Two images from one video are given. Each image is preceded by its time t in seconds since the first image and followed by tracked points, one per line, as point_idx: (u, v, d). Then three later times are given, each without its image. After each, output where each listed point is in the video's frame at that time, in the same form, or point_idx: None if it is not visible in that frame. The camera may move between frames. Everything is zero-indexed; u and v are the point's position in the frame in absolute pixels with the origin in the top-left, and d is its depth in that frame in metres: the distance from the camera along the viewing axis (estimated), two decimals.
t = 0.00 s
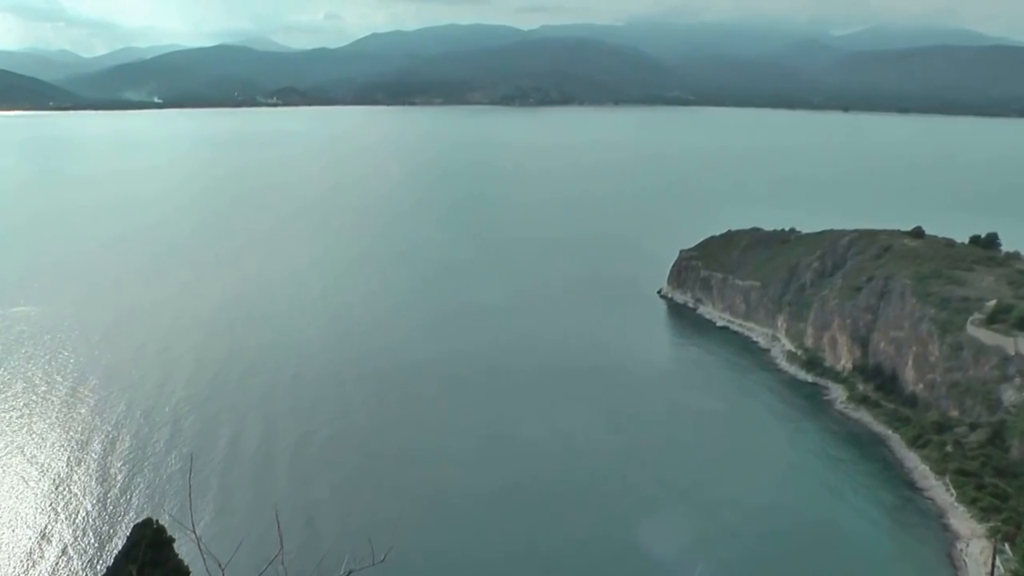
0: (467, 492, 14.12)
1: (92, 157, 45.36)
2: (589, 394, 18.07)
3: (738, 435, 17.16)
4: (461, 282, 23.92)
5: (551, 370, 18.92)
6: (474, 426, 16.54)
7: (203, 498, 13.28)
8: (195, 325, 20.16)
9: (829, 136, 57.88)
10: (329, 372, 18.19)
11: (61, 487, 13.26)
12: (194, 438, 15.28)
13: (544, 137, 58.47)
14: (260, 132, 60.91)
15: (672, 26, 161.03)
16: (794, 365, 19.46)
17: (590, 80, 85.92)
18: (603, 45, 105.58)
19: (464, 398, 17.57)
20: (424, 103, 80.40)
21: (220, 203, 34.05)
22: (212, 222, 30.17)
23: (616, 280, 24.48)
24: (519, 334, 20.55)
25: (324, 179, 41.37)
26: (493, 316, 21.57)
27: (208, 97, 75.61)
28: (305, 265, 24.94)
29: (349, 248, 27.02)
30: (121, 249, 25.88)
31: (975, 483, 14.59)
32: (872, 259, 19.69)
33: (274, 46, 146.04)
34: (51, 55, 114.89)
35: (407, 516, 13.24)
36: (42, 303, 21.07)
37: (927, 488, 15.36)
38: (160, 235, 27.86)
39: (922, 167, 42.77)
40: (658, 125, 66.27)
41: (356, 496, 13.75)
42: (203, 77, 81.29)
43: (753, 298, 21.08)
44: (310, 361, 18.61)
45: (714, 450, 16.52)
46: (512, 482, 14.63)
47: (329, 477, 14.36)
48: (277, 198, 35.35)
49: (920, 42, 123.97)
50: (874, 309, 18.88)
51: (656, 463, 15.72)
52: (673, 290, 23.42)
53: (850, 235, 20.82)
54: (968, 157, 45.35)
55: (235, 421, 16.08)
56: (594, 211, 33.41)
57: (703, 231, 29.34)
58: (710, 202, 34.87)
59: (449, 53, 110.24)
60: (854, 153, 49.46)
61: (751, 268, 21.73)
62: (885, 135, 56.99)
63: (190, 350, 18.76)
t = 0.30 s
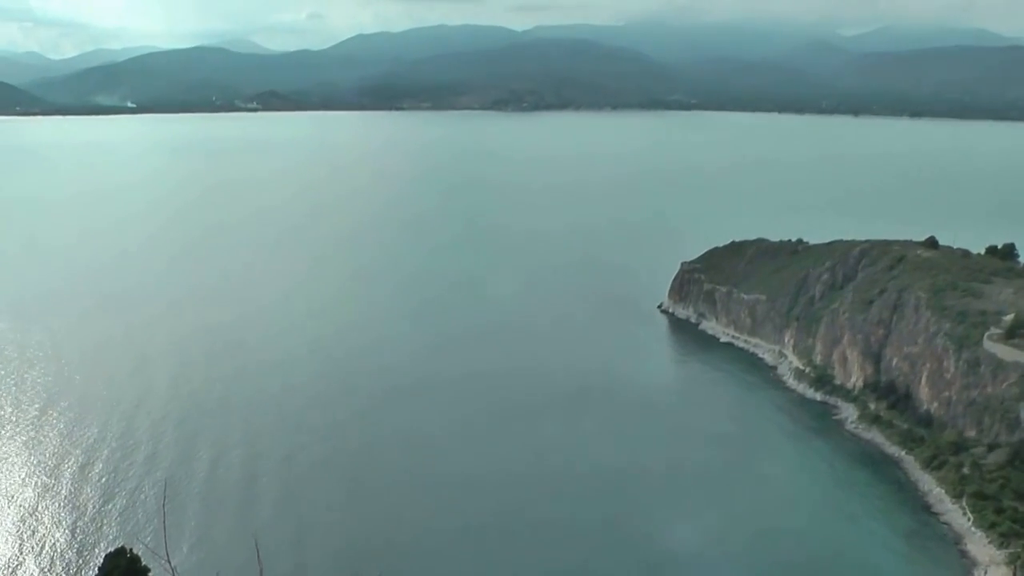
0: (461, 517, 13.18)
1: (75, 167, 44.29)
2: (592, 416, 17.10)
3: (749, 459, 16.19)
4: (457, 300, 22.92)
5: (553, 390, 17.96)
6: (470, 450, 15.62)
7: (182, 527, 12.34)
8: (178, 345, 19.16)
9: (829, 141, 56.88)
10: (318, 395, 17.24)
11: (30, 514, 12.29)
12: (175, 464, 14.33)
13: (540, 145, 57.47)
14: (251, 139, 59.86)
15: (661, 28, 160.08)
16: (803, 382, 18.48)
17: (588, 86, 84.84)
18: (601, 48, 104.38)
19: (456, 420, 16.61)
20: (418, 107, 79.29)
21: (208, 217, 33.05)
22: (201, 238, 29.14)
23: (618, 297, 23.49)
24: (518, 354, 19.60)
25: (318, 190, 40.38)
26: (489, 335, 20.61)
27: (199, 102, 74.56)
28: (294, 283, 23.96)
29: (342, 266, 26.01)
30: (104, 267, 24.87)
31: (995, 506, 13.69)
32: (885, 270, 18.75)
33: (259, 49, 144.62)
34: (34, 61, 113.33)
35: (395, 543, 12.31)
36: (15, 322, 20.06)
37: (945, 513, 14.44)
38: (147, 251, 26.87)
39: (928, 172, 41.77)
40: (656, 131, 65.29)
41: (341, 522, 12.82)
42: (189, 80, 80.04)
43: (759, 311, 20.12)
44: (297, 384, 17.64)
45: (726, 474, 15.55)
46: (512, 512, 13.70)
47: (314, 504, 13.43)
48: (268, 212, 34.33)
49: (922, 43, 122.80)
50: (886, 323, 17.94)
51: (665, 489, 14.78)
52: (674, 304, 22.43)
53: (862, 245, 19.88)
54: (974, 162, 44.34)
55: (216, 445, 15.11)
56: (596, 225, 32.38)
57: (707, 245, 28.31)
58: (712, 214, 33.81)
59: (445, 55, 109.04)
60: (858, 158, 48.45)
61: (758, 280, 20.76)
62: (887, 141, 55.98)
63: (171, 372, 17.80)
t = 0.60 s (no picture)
0: (448, 558, 12.30)
1: (37, 174, 43.08)
2: (587, 436, 16.21)
3: (752, 481, 15.34)
4: (443, 316, 21.94)
5: (544, 410, 17.06)
6: (457, 473, 14.69)
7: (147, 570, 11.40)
8: (148, 364, 18.18)
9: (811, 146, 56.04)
10: (295, 416, 16.26)
11: None
12: (142, 489, 13.38)
13: (518, 153, 56.48)
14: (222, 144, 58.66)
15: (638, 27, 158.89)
16: (802, 402, 17.65)
17: (568, 89, 83.66)
18: (579, 49, 103.21)
19: (440, 441, 15.69)
20: (395, 112, 77.98)
21: (182, 228, 31.94)
22: (177, 250, 28.07)
23: (610, 312, 22.55)
24: (506, 371, 18.69)
25: (293, 198, 39.31)
26: (476, 352, 19.68)
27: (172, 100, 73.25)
28: (271, 298, 22.96)
29: (323, 280, 24.97)
30: (73, 281, 23.84)
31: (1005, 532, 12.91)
32: (888, 283, 17.95)
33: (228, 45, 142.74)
34: None
35: None
36: None
37: (953, 541, 13.65)
38: (119, 264, 25.82)
39: (917, 179, 40.91)
40: (634, 137, 64.34)
41: (316, 563, 11.92)
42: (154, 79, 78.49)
43: (757, 327, 19.27)
44: (274, 404, 16.66)
45: (729, 497, 14.69)
46: (501, 543, 12.81)
47: (287, 536, 12.49)
48: (244, 223, 33.24)
49: (910, 44, 121.57)
50: (889, 339, 17.12)
51: (666, 514, 13.91)
52: (667, 318, 21.56)
53: (863, 257, 19.06)
54: (963, 169, 43.46)
55: (185, 469, 14.15)
56: (581, 237, 31.44)
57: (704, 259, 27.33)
58: (704, 225, 32.87)
59: (425, 55, 107.54)
60: (842, 165, 47.57)
61: (755, 295, 19.91)
62: (869, 146, 55.16)
63: (139, 392, 16.83)
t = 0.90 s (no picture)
0: None
1: None
2: (572, 461, 15.31)
3: (747, 506, 14.49)
4: (415, 336, 20.98)
5: (524, 435, 16.15)
6: (434, 499, 13.79)
7: None
8: (104, 388, 17.18)
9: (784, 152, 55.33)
10: (260, 441, 15.31)
11: None
12: (97, 520, 12.43)
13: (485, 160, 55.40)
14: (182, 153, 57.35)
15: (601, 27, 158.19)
16: (792, 421, 16.85)
17: (536, 94, 82.47)
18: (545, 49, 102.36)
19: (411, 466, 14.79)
20: (360, 118, 76.58)
21: (142, 242, 30.78)
22: (138, 266, 26.90)
23: (587, 328, 21.70)
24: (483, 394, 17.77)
25: (255, 210, 38.14)
26: (451, 373, 18.74)
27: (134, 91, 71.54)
28: (235, 317, 21.94)
29: (290, 297, 23.93)
30: (26, 299, 22.70)
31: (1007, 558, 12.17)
32: (880, 298, 17.21)
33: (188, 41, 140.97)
34: None
35: None
36: None
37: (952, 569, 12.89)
38: (75, 281, 24.80)
39: (893, 189, 40.13)
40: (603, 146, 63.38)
41: None
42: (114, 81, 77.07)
43: (743, 343, 18.47)
44: (238, 429, 15.70)
45: (720, 524, 13.84)
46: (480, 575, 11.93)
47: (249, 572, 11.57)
48: (207, 236, 32.07)
49: (881, 51, 120.83)
50: (882, 355, 16.37)
51: (656, 543, 13.07)
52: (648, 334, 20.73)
53: (854, 269, 18.29)
54: (940, 177, 42.73)
55: (140, 498, 13.21)
56: (553, 250, 30.62)
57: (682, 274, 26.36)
58: (679, 236, 31.91)
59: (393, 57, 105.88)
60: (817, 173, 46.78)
61: (742, 310, 19.10)
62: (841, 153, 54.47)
63: (94, 417, 15.83)
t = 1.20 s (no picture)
0: None
1: None
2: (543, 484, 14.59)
3: (728, 527, 13.78)
4: (379, 352, 20.18)
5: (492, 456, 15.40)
6: (399, 523, 13.05)
7: None
8: (51, 409, 16.37)
9: (754, 160, 54.77)
10: (211, 462, 14.55)
11: None
12: (40, 549, 11.68)
13: (452, 168, 54.51)
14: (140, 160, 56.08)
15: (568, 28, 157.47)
16: (772, 438, 16.16)
17: (501, 97, 81.52)
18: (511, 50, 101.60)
19: (373, 488, 14.05)
20: (321, 123, 75.37)
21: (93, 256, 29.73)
22: (92, 282, 25.96)
23: (557, 342, 20.98)
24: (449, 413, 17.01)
25: (215, 222, 37.14)
26: (416, 391, 17.98)
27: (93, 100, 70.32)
28: (191, 334, 21.09)
29: (250, 313, 23.11)
30: None
31: None
32: (862, 309, 16.58)
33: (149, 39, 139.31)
34: None
35: None
36: None
37: None
38: (27, 297, 23.94)
39: (867, 197, 39.61)
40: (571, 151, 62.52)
41: None
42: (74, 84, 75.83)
43: (720, 357, 17.78)
44: (190, 451, 14.92)
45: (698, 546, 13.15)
46: None
47: None
48: (163, 250, 31.07)
49: (846, 54, 120.59)
50: (865, 369, 15.73)
51: (632, 566, 12.36)
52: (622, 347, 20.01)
53: (835, 279, 17.66)
54: (913, 184, 42.22)
55: (85, 524, 12.44)
56: (523, 262, 29.90)
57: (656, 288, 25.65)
58: (653, 247, 31.17)
59: (355, 59, 104.55)
60: (789, 180, 46.21)
61: (720, 323, 18.41)
62: (811, 159, 53.93)
63: (37, 438, 15.01)
